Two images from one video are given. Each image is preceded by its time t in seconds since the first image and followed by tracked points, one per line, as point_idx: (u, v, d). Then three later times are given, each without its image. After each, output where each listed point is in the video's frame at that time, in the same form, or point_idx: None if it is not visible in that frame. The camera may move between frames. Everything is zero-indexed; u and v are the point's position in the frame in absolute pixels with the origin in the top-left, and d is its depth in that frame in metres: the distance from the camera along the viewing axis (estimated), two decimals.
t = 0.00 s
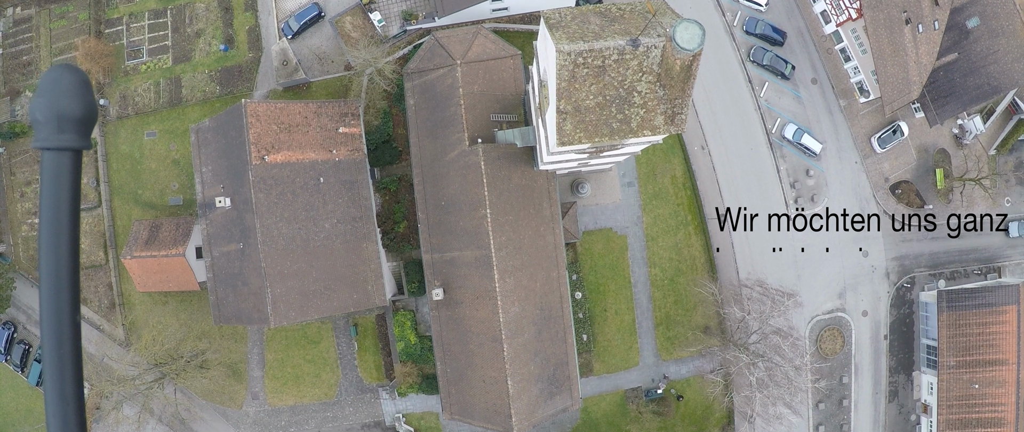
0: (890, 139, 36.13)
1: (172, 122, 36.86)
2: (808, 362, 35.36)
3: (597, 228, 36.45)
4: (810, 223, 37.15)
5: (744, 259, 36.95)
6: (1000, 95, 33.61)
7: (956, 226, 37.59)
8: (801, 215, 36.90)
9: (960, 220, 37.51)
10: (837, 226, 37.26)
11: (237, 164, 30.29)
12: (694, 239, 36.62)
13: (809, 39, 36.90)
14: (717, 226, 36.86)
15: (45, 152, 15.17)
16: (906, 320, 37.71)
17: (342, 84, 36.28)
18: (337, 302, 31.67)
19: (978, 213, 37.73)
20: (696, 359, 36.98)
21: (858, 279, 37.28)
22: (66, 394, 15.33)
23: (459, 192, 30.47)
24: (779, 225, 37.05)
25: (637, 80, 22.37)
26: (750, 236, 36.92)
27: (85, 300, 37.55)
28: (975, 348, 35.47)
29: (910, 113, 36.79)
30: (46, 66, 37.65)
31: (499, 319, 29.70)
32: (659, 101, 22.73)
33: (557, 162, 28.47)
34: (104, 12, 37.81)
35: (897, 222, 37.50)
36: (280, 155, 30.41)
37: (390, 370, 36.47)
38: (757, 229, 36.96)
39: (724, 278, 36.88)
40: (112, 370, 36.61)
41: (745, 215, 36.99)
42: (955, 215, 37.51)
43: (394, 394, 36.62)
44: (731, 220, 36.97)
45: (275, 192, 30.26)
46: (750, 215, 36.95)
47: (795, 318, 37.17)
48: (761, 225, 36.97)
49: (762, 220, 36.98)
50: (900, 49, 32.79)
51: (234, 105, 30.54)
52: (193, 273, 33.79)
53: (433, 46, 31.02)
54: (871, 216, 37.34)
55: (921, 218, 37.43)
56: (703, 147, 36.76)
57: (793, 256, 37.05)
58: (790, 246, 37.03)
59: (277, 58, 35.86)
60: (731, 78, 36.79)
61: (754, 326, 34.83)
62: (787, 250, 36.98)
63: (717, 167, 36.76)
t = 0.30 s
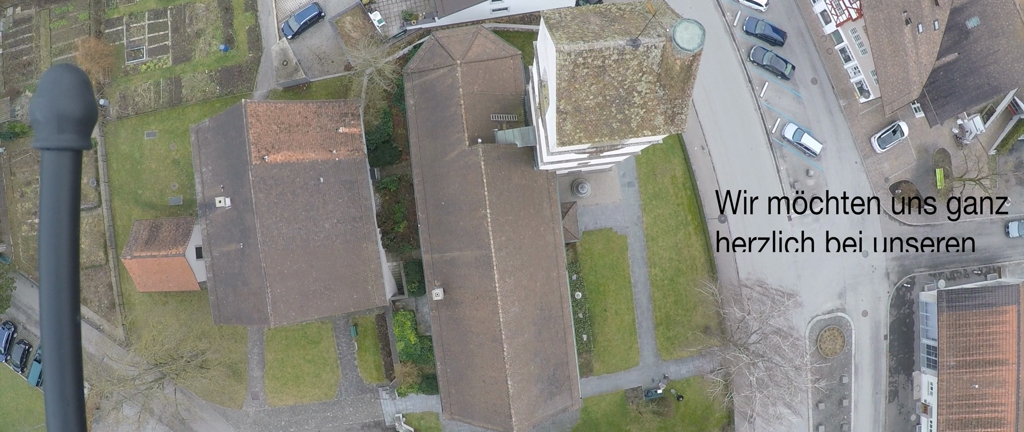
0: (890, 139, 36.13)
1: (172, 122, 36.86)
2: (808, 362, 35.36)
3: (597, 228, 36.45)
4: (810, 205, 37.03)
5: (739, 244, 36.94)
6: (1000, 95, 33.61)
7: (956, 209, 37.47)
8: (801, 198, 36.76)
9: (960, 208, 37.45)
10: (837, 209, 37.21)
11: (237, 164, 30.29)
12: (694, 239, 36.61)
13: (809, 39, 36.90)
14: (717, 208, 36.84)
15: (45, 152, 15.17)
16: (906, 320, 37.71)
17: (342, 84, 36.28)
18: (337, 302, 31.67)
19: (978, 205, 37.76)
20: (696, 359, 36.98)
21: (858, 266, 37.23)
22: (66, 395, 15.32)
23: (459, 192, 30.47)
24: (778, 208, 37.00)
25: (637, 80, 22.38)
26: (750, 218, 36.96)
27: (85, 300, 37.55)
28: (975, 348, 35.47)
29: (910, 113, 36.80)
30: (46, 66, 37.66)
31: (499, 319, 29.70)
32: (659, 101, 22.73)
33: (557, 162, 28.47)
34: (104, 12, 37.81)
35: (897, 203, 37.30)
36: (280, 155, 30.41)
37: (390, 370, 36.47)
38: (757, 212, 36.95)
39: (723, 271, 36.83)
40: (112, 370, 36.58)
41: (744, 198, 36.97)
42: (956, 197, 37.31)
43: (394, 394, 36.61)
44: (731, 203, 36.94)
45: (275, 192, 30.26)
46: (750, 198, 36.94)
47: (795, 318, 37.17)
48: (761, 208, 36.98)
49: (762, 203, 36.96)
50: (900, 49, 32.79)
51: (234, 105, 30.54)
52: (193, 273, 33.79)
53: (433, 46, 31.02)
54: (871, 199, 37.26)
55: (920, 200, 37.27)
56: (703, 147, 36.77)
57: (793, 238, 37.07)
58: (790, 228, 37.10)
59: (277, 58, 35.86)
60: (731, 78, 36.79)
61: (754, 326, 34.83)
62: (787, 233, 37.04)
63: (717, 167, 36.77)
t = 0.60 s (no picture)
0: (890, 140, 36.13)
1: (172, 122, 36.86)
2: (808, 362, 35.36)
3: (597, 228, 36.45)
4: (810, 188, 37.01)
5: (738, 227, 36.93)
6: (1000, 94, 33.61)
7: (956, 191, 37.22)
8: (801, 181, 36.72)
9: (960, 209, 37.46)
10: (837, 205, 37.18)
11: (237, 164, 30.30)
12: (694, 239, 36.61)
13: (809, 39, 36.89)
14: (717, 191, 36.82)
15: (45, 152, 15.18)
16: (906, 320, 37.70)
17: (342, 84, 36.28)
18: (337, 302, 31.67)
19: (978, 189, 37.52)
20: (696, 359, 36.97)
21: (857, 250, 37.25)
22: (66, 394, 15.32)
23: (459, 192, 30.47)
24: (779, 190, 36.97)
25: (637, 80, 22.37)
26: (750, 201, 36.92)
27: (85, 300, 37.55)
28: (975, 348, 35.46)
29: (910, 113, 36.80)
30: (46, 66, 37.66)
31: (499, 319, 29.69)
32: (659, 101, 22.73)
33: (557, 162, 28.46)
34: (104, 12, 37.81)
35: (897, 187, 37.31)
36: (280, 156, 30.41)
37: (390, 370, 36.48)
38: (757, 194, 36.92)
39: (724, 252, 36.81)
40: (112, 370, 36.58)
41: (744, 181, 36.93)
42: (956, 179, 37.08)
43: (394, 394, 36.62)
44: (731, 186, 36.89)
45: (275, 192, 30.26)
46: (750, 180, 36.89)
47: (795, 318, 37.16)
48: (761, 197, 36.93)
49: (762, 186, 36.91)
50: (900, 49, 32.79)
51: (234, 105, 30.54)
52: (193, 273, 33.79)
53: (433, 46, 31.02)
54: (871, 182, 37.21)
55: (920, 183, 37.24)
56: (703, 147, 36.78)
57: (793, 221, 37.02)
58: (790, 211, 37.04)
59: (277, 58, 35.88)
60: (731, 78, 36.78)
61: (754, 326, 34.82)
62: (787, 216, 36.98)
63: (717, 167, 36.80)
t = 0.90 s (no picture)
0: (891, 139, 36.13)
1: (172, 122, 36.86)
2: (808, 362, 35.36)
3: (597, 228, 36.45)
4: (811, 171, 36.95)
5: (738, 210, 36.97)
6: (1000, 94, 33.60)
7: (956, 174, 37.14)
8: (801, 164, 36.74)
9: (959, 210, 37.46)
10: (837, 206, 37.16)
11: (237, 164, 30.30)
12: (694, 239, 36.61)
13: (809, 39, 36.88)
14: (717, 174, 36.83)
15: (45, 152, 15.18)
16: (906, 320, 37.70)
17: (342, 84, 36.28)
18: (337, 302, 31.67)
19: (978, 172, 37.30)
20: (696, 359, 36.98)
21: (857, 232, 37.29)
22: (66, 394, 15.32)
23: (459, 192, 30.47)
24: (778, 173, 36.90)
25: (637, 80, 22.37)
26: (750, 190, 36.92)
27: (85, 300, 37.54)
28: (975, 348, 35.47)
29: (910, 113, 36.75)
30: (46, 66, 37.66)
31: (499, 319, 29.69)
32: (659, 101, 22.73)
33: (557, 162, 28.47)
34: (104, 12, 37.81)
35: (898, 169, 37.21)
36: (280, 155, 30.40)
37: (390, 370, 36.48)
38: (757, 177, 36.90)
39: (724, 234, 36.83)
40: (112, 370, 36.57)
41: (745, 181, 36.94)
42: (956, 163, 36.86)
43: (394, 394, 36.62)
44: (731, 169, 36.89)
45: (275, 192, 30.26)
46: (750, 163, 36.88)
47: (795, 318, 37.17)
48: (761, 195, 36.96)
49: (762, 169, 36.89)
50: (900, 49, 32.81)
51: (234, 105, 30.53)
52: (193, 273, 33.79)
53: (433, 46, 31.03)
54: (871, 176, 37.15)
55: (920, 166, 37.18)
56: (703, 147, 36.79)
57: (792, 204, 37.00)
58: (790, 194, 37.02)
59: (277, 58, 35.90)
60: (731, 78, 36.78)
61: (754, 326, 34.82)
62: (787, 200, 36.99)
63: (717, 168, 36.82)
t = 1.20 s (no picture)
0: (890, 140, 36.24)
1: (172, 122, 36.86)
2: (808, 362, 35.36)
3: (597, 228, 36.45)
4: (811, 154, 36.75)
5: (738, 194, 36.92)
6: (1000, 94, 33.59)
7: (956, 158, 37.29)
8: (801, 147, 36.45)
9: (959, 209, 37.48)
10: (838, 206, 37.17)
11: (237, 164, 30.30)
12: (694, 239, 36.61)
13: (809, 40, 36.87)
14: (717, 157, 36.81)
15: (45, 152, 15.18)
16: (906, 320, 37.70)
17: (342, 84, 36.28)
18: (337, 302, 31.67)
19: (978, 172, 37.33)
20: (696, 359, 36.98)
21: (856, 214, 37.28)
22: (66, 394, 15.32)
23: (459, 192, 30.47)
24: (778, 173, 36.91)
25: (637, 80, 22.37)
26: (750, 189, 36.93)
27: (85, 300, 37.53)
28: (975, 348, 35.47)
29: (910, 113, 36.73)
30: (46, 66, 37.66)
31: (499, 319, 29.69)
32: (659, 101, 22.73)
33: (557, 162, 28.48)
34: (104, 12, 37.81)
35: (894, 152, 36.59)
36: (280, 156, 30.40)
37: (390, 370, 36.49)
38: (757, 172, 36.88)
39: (724, 217, 36.85)
40: (112, 370, 36.56)
41: (745, 181, 36.95)
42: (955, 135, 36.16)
43: (394, 394, 36.62)
44: (731, 161, 36.88)
45: (275, 192, 30.26)
46: (750, 147, 36.86)
47: (795, 319, 37.16)
48: (761, 196, 36.96)
49: (762, 163, 36.88)
50: (900, 49, 32.83)
51: (234, 105, 30.53)
52: (193, 273, 33.79)
53: (433, 46, 31.03)
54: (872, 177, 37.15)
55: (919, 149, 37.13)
56: (703, 147, 36.79)
57: (793, 198, 36.95)
58: (789, 177, 36.94)
59: (277, 58, 35.91)
60: (731, 78, 36.77)
61: (754, 326, 34.81)
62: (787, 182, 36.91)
63: (717, 168, 36.82)
